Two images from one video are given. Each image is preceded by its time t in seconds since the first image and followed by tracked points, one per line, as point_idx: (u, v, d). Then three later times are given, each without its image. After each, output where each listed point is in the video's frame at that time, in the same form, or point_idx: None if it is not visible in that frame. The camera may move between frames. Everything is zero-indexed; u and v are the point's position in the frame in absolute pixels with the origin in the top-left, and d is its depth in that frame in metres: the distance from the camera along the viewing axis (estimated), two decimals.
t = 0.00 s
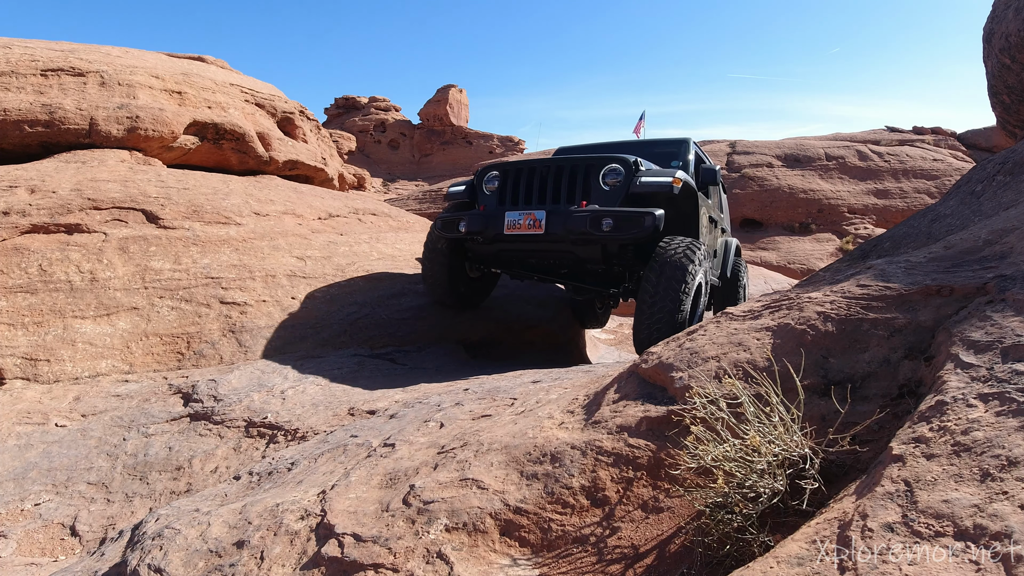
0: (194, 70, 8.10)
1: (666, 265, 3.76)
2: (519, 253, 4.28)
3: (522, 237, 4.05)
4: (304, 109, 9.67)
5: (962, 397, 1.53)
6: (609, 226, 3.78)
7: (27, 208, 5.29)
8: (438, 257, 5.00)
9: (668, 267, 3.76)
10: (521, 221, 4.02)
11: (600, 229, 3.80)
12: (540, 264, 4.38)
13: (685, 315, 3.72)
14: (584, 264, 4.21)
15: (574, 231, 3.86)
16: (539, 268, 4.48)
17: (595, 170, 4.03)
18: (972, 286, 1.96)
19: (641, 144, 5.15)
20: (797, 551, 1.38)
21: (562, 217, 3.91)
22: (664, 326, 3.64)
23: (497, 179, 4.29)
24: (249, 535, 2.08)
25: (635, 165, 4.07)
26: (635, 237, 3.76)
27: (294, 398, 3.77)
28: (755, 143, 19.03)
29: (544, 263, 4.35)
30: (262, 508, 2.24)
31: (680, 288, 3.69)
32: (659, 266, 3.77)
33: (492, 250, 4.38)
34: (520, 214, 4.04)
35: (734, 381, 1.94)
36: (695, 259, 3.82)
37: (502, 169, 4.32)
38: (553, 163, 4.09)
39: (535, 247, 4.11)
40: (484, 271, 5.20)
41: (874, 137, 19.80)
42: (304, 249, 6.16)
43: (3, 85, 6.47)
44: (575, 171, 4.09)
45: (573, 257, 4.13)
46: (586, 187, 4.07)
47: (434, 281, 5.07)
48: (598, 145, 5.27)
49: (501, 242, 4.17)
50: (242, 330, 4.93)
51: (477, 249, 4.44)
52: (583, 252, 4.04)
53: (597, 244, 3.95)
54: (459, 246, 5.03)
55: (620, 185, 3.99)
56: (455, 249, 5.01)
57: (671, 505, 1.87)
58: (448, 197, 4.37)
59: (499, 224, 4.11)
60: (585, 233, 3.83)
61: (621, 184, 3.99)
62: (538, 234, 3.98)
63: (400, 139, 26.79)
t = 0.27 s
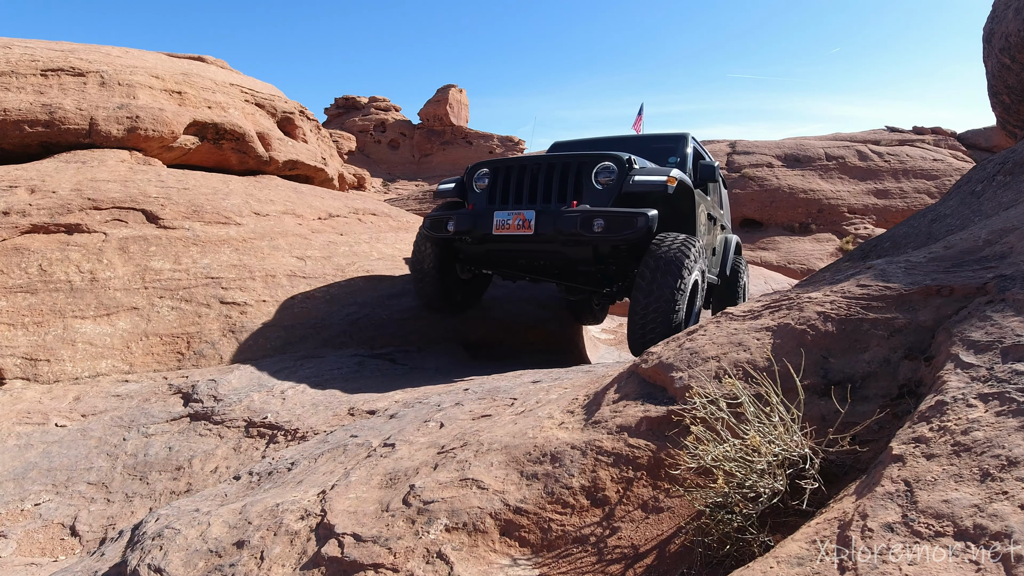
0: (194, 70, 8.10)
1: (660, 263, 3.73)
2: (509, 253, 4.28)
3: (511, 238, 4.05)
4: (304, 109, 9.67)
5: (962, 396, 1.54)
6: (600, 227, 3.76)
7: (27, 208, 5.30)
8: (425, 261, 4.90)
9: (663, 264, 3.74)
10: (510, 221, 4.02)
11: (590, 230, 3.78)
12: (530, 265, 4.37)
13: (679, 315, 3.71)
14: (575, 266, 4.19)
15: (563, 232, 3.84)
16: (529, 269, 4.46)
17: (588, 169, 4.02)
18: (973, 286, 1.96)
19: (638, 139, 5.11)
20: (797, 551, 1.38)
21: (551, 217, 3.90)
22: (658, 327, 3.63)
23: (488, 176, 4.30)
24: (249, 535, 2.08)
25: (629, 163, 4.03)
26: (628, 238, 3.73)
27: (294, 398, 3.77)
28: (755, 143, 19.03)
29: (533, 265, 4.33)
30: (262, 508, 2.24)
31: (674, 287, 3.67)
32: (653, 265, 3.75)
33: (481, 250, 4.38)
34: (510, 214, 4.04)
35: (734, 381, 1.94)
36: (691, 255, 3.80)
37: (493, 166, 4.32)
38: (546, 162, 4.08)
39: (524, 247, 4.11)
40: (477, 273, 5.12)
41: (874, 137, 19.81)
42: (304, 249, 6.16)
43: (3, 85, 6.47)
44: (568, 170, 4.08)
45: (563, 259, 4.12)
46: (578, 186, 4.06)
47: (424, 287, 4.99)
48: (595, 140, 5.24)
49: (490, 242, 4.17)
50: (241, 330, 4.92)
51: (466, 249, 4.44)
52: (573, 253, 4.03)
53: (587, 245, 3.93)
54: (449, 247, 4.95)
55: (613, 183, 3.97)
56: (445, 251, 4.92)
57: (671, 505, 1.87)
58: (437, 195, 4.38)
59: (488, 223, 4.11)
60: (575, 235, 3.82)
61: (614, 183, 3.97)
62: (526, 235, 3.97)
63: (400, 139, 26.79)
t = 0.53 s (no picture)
0: (194, 70, 8.11)
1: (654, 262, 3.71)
2: (498, 254, 4.27)
3: (499, 238, 4.04)
4: (304, 109, 9.67)
5: (962, 397, 1.54)
6: (590, 228, 3.73)
7: (27, 208, 5.29)
8: (416, 262, 4.86)
9: (656, 267, 3.71)
10: (498, 221, 4.01)
11: (580, 231, 3.76)
12: (519, 266, 4.35)
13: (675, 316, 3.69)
14: (565, 267, 4.18)
15: (552, 233, 3.83)
16: (518, 270, 4.45)
17: (580, 167, 3.99)
18: (973, 286, 1.96)
19: (636, 134, 5.08)
20: (797, 551, 1.38)
21: (539, 218, 3.89)
22: (653, 328, 3.63)
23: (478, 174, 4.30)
24: (249, 535, 2.08)
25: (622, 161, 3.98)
26: (619, 240, 3.70)
27: (294, 398, 3.77)
28: (755, 144, 19.04)
29: (522, 266, 4.32)
30: (262, 508, 2.24)
31: (668, 286, 3.66)
32: (647, 264, 3.73)
33: (470, 250, 4.37)
34: (497, 214, 4.03)
35: (734, 381, 1.94)
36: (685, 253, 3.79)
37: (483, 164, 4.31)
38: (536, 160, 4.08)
39: (512, 247, 4.10)
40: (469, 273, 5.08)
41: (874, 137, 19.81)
42: (304, 249, 6.17)
43: (3, 85, 6.47)
44: (559, 169, 4.06)
45: (552, 260, 4.10)
46: (568, 185, 4.04)
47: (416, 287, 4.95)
48: (593, 134, 5.21)
49: (478, 242, 4.16)
50: (241, 330, 4.93)
51: (454, 249, 4.42)
52: (562, 254, 4.01)
53: (576, 247, 3.91)
54: (439, 248, 4.92)
55: (605, 182, 3.95)
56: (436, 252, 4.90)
57: (671, 505, 1.87)
58: (425, 194, 4.43)
59: (476, 222, 4.10)
60: (563, 236, 3.80)
61: (606, 182, 3.95)
62: (514, 235, 3.96)
63: (400, 139, 26.79)
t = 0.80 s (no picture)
0: (194, 70, 8.11)
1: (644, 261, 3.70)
2: (483, 255, 4.24)
3: (484, 239, 4.02)
4: (304, 109, 9.67)
5: (962, 397, 1.54)
6: (577, 229, 3.69)
7: (27, 208, 5.30)
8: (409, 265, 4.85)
9: (646, 270, 3.68)
10: (483, 221, 3.98)
11: (566, 233, 3.73)
12: (506, 267, 4.31)
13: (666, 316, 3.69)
14: (552, 269, 4.15)
15: (538, 235, 3.80)
16: (505, 272, 4.41)
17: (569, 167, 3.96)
18: (972, 286, 1.96)
19: (633, 130, 5.05)
20: (797, 551, 1.38)
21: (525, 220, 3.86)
22: (645, 329, 3.63)
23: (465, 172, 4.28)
24: (249, 535, 2.08)
25: (612, 160, 3.93)
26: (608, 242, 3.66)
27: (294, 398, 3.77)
28: (755, 144, 19.04)
29: (508, 268, 4.29)
30: (262, 508, 2.24)
31: (659, 285, 3.65)
32: (637, 264, 3.71)
33: (456, 251, 4.34)
34: (483, 215, 4.01)
35: (734, 381, 1.94)
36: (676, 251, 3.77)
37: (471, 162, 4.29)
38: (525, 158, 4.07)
39: (498, 249, 4.07)
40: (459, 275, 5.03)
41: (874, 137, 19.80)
42: (304, 249, 6.17)
43: (3, 85, 6.47)
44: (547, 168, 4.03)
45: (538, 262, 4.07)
46: (557, 184, 4.01)
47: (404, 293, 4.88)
48: (590, 130, 5.18)
49: (463, 242, 4.14)
50: (241, 330, 4.93)
51: (439, 250, 4.40)
52: (548, 256, 3.97)
53: (563, 248, 3.89)
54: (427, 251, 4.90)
55: (595, 181, 3.92)
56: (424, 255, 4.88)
57: (671, 505, 1.87)
58: (413, 191, 4.48)
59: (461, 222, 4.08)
60: (550, 237, 3.77)
61: (595, 182, 3.92)
62: (500, 236, 3.93)
63: (400, 139, 26.78)
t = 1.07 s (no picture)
0: (194, 70, 8.12)
1: (634, 262, 3.63)
2: (466, 256, 4.16)
3: (466, 241, 3.94)
4: (304, 109, 9.68)
5: (962, 397, 1.54)
6: (561, 230, 3.60)
7: (27, 208, 5.30)
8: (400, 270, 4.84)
9: (634, 273, 3.62)
10: (464, 222, 3.91)
11: (551, 234, 3.64)
12: (489, 270, 4.23)
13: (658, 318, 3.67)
14: (536, 271, 4.07)
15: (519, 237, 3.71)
16: (490, 274, 4.33)
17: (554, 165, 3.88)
18: (972, 286, 1.96)
19: (626, 124, 4.99)
20: (797, 551, 1.38)
21: (505, 221, 3.77)
22: (638, 331, 3.61)
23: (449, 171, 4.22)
24: (249, 535, 2.08)
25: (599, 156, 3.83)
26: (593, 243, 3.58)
27: (293, 398, 3.77)
28: (755, 144, 19.05)
29: (492, 270, 4.21)
30: (262, 508, 2.24)
31: (650, 287, 3.61)
32: (625, 267, 3.65)
33: (438, 253, 4.26)
34: (464, 216, 3.92)
35: (734, 381, 1.94)
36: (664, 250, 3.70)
37: (454, 160, 4.23)
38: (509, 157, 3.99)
39: (480, 250, 3.98)
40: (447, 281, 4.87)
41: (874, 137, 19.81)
42: (304, 249, 6.17)
43: (3, 84, 6.47)
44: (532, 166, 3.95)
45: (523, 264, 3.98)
46: (542, 183, 3.92)
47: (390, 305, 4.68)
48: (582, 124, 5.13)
49: (444, 244, 4.06)
50: (241, 330, 4.93)
51: (421, 252, 4.32)
52: (532, 258, 3.89)
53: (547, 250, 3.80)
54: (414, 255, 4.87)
55: (580, 178, 3.82)
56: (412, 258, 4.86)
57: (671, 505, 1.87)
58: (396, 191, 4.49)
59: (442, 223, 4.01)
60: (532, 238, 3.68)
61: (581, 180, 3.83)
62: (482, 238, 3.85)
63: (400, 139, 26.78)
